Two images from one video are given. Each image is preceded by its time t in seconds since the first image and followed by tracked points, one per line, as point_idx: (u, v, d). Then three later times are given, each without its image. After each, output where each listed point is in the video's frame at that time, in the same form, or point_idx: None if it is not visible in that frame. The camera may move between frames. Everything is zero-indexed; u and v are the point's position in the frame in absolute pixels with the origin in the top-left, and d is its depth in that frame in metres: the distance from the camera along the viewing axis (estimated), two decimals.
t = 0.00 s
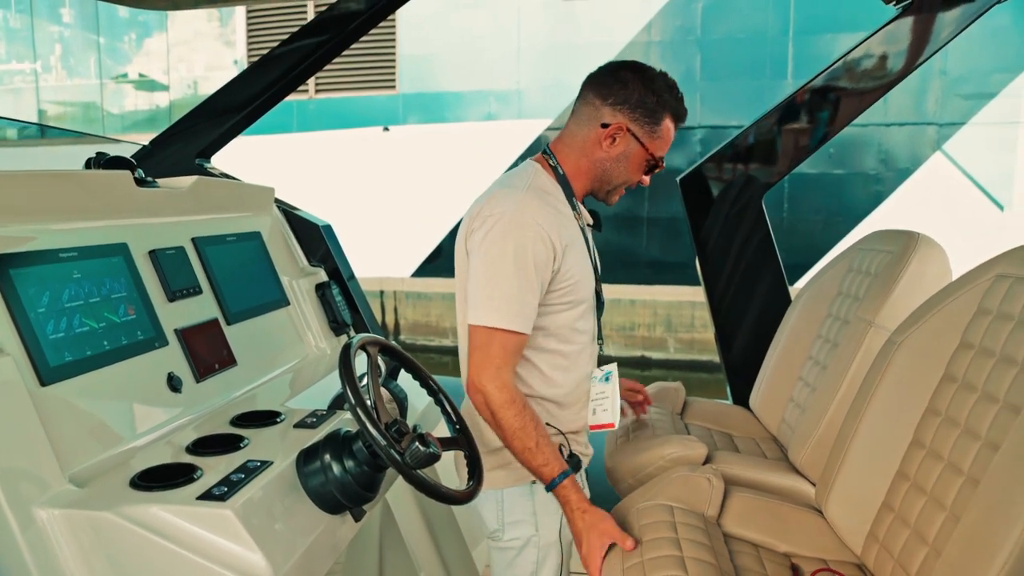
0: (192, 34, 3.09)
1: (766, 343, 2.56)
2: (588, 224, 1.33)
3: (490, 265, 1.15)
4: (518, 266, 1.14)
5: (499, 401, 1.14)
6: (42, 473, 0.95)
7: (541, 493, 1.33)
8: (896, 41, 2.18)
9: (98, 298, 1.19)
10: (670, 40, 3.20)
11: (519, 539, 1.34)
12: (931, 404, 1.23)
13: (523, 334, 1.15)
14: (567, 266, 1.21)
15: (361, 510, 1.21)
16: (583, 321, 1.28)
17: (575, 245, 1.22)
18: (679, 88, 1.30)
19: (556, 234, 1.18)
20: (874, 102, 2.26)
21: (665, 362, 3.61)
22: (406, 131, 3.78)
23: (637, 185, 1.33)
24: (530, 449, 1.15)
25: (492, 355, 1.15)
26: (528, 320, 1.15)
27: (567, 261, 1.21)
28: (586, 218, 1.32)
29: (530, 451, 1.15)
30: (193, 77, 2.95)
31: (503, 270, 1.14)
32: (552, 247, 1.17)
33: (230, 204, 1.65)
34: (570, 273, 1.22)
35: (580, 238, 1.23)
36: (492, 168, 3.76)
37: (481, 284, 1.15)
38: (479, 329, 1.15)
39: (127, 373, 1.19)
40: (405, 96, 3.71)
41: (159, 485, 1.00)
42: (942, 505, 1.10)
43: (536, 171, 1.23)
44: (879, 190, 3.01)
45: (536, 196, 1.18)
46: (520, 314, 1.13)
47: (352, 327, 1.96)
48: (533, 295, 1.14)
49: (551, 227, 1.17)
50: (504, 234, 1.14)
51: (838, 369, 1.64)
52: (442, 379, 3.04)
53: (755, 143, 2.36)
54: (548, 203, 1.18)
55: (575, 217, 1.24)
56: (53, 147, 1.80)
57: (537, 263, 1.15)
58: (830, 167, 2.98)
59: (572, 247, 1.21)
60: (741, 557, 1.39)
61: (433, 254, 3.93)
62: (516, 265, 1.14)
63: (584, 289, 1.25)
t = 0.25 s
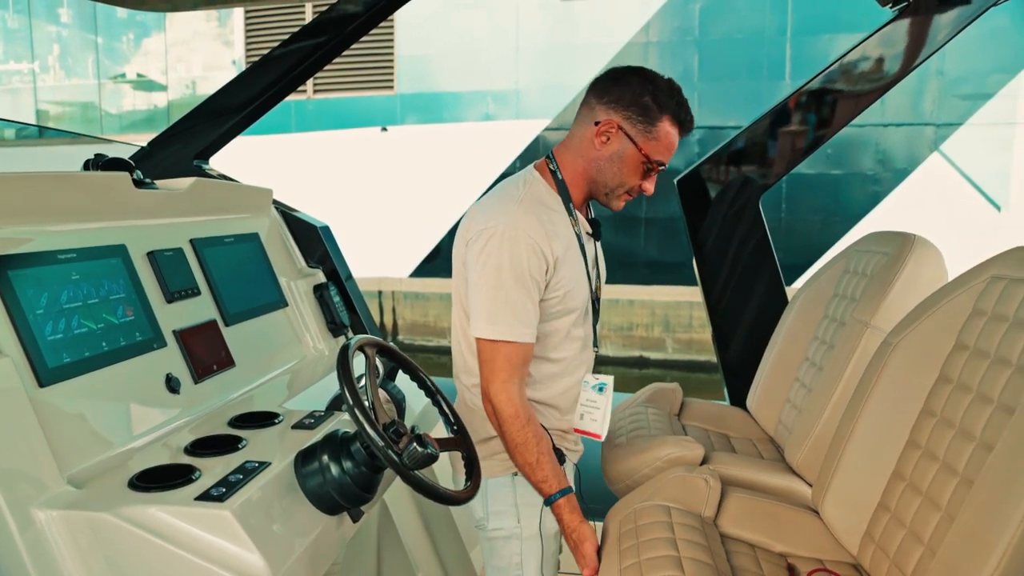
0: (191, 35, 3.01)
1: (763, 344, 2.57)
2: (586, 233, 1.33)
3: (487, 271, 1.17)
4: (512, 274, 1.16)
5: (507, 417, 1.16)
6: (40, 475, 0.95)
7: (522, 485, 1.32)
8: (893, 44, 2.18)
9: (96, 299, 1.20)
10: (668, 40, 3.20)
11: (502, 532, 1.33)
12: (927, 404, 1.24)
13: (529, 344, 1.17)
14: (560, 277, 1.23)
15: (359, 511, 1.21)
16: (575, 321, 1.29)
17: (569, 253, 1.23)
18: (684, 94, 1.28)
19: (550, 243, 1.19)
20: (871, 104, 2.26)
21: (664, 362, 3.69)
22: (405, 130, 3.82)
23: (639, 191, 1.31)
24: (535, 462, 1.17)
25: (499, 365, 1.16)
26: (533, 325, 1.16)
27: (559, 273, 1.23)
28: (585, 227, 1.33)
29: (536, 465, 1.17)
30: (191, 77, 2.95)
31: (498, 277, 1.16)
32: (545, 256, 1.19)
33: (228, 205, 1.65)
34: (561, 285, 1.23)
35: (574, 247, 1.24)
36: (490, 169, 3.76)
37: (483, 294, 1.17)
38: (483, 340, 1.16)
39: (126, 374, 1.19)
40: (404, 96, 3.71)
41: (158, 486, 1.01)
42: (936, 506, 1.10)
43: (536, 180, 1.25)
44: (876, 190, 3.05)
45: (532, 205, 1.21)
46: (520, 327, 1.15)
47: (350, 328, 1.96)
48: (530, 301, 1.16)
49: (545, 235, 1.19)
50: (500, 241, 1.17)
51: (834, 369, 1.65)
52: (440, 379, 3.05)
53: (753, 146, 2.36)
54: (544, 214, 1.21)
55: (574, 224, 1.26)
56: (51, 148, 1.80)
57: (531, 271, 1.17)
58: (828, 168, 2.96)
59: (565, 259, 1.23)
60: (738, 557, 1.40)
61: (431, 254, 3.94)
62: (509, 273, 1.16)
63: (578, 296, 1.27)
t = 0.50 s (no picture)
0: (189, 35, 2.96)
1: (762, 344, 2.58)
2: (586, 235, 1.34)
3: (499, 267, 1.17)
4: (528, 267, 1.16)
5: (525, 413, 1.16)
6: (38, 475, 0.95)
7: (519, 485, 1.34)
8: (890, 45, 2.19)
9: (95, 299, 1.20)
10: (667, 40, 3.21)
11: (498, 533, 1.35)
12: (924, 405, 1.24)
13: (546, 339, 1.17)
14: (570, 272, 1.24)
15: (357, 511, 1.21)
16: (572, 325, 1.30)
17: (576, 250, 1.24)
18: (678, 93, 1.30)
19: (562, 238, 1.21)
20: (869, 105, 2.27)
21: (662, 362, 3.76)
22: (404, 130, 3.81)
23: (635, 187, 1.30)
24: (544, 465, 1.17)
25: (517, 362, 1.16)
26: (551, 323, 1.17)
27: (569, 269, 1.24)
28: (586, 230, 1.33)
29: (544, 468, 1.17)
30: (189, 76, 2.95)
31: (513, 270, 1.16)
32: (558, 251, 1.20)
33: (226, 206, 1.65)
34: (570, 280, 1.24)
35: (578, 245, 1.25)
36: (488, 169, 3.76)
37: (494, 291, 1.17)
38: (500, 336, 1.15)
39: (124, 375, 1.19)
40: (403, 96, 3.70)
41: (156, 486, 1.01)
42: (934, 506, 1.11)
43: (542, 180, 1.25)
44: (875, 190, 3.05)
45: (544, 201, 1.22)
46: (539, 319, 1.15)
47: (349, 328, 1.96)
48: (543, 296, 1.17)
49: (557, 230, 1.20)
50: (515, 235, 1.17)
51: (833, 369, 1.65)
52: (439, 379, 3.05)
53: (750, 147, 2.37)
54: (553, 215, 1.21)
55: (574, 223, 1.25)
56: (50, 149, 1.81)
57: (547, 264, 1.18)
58: (827, 167, 2.96)
59: (573, 254, 1.24)
60: (736, 557, 1.40)
61: (430, 254, 3.94)
62: (523, 267, 1.16)
63: (579, 295, 1.27)
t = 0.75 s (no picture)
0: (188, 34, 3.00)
1: (761, 344, 2.57)
2: (584, 250, 1.33)
3: (503, 278, 1.17)
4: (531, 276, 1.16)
5: (535, 431, 1.15)
6: (37, 475, 0.95)
7: (535, 501, 1.33)
8: (889, 45, 2.19)
9: (94, 299, 1.19)
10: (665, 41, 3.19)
11: (523, 552, 1.31)
12: (923, 404, 1.24)
13: (555, 351, 1.17)
14: (572, 284, 1.24)
15: (356, 511, 1.21)
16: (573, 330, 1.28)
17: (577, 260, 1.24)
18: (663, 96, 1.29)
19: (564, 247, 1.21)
20: (867, 105, 2.26)
21: (661, 362, 3.65)
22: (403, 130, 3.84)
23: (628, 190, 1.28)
24: (551, 481, 1.16)
25: (526, 377, 1.16)
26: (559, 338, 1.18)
27: (571, 280, 1.24)
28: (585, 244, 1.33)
29: (549, 486, 1.17)
30: (188, 76, 2.95)
31: (515, 280, 1.16)
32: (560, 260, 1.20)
33: (226, 205, 1.65)
34: (573, 291, 1.24)
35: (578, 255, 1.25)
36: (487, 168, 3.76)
37: (498, 302, 1.17)
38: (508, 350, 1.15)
39: (123, 374, 1.19)
40: (401, 96, 3.69)
41: (155, 486, 1.00)
42: (934, 505, 1.10)
43: (539, 194, 1.24)
44: (874, 190, 3.11)
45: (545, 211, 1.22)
46: (545, 331, 1.15)
47: (347, 328, 1.96)
48: (546, 303, 1.17)
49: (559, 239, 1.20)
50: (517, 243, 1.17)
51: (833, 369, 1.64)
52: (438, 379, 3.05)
53: (748, 147, 2.37)
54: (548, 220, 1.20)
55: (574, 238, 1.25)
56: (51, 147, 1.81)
57: (549, 273, 1.18)
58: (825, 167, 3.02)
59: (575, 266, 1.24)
60: (736, 557, 1.39)
61: (429, 254, 3.93)
62: (527, 277, 1.16)
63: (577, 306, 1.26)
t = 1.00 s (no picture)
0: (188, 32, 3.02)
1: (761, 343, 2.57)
2: (581, 249, 1.30)
3: (490, 282, 1.13)
4: (518, 282, 1.12)
5: (506, 426, 1.13)
6: (35, 475, 0.95)
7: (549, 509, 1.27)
8: (888, 43, 2.18)
9: (92, 298, 1.19)
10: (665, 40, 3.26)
11: (537, 559, 1.27)
12: (923, 403, 1.24)
13: (532, 352, 1.14)
14: (562, 288, 1.20)
15: (355, 511, 1.21)
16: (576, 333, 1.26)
17: (569, 263, 1.20)
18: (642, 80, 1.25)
19: (555, 251, 1.17)
20: (866, 104, 2.27)
21: (659, 362, 3.59)
22: (401, 131, 3.78)
23: (619, 180, 1.24)
24: (536, 471, 1.14)
25: (501, 375, 1.13)
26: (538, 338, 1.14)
27: (561, 284, 1.20)
28: (580, 241, 1.30)
29: (537, 476, 1.14)
30: (187, 76, 2.95)
31: (502, 285, 1.13)
32: (550, 264, 1.16)
33: (225, 204, 1.65)
34: (563, 296, 1.20)
35: (570, 257, 1.21)
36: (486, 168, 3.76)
37: (483, 305, 1.14)
38: (484, 349, 1.12)
39: (121, 374, 1.18)
40: (399, 96, 3.67)
41: (153, 486, 1.00)
42: (934, 504, 1.10)
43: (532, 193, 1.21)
44: (872, 190, 3.07)
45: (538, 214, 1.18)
46: (528, 334, 1.12)
47: (346, 327, 1.96)
48: (532, 310, 1.13)
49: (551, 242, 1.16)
50: (507, 247, 1.13)
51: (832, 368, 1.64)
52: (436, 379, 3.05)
53: (747, 145, 2.37)
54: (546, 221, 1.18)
55: (568, 235, 1.22)
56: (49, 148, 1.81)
57: (538, 277, 1.14)
58: (824, 167, 3.13)
59: (566, 269, 1.20)
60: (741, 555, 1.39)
61: (428, 254, 3.93)
62: (513, 283, 1.12)
63: (573, 312, 1.23)
